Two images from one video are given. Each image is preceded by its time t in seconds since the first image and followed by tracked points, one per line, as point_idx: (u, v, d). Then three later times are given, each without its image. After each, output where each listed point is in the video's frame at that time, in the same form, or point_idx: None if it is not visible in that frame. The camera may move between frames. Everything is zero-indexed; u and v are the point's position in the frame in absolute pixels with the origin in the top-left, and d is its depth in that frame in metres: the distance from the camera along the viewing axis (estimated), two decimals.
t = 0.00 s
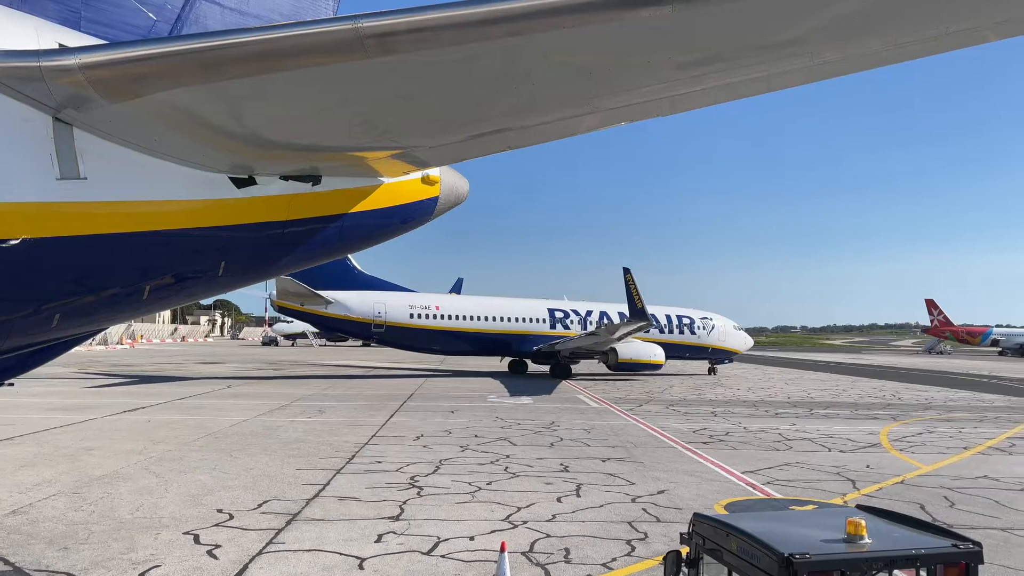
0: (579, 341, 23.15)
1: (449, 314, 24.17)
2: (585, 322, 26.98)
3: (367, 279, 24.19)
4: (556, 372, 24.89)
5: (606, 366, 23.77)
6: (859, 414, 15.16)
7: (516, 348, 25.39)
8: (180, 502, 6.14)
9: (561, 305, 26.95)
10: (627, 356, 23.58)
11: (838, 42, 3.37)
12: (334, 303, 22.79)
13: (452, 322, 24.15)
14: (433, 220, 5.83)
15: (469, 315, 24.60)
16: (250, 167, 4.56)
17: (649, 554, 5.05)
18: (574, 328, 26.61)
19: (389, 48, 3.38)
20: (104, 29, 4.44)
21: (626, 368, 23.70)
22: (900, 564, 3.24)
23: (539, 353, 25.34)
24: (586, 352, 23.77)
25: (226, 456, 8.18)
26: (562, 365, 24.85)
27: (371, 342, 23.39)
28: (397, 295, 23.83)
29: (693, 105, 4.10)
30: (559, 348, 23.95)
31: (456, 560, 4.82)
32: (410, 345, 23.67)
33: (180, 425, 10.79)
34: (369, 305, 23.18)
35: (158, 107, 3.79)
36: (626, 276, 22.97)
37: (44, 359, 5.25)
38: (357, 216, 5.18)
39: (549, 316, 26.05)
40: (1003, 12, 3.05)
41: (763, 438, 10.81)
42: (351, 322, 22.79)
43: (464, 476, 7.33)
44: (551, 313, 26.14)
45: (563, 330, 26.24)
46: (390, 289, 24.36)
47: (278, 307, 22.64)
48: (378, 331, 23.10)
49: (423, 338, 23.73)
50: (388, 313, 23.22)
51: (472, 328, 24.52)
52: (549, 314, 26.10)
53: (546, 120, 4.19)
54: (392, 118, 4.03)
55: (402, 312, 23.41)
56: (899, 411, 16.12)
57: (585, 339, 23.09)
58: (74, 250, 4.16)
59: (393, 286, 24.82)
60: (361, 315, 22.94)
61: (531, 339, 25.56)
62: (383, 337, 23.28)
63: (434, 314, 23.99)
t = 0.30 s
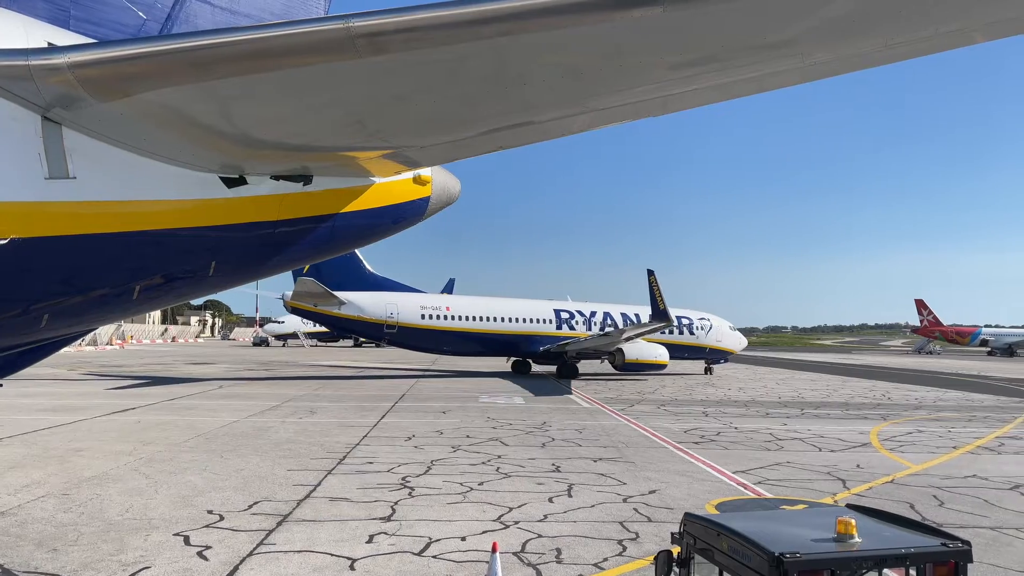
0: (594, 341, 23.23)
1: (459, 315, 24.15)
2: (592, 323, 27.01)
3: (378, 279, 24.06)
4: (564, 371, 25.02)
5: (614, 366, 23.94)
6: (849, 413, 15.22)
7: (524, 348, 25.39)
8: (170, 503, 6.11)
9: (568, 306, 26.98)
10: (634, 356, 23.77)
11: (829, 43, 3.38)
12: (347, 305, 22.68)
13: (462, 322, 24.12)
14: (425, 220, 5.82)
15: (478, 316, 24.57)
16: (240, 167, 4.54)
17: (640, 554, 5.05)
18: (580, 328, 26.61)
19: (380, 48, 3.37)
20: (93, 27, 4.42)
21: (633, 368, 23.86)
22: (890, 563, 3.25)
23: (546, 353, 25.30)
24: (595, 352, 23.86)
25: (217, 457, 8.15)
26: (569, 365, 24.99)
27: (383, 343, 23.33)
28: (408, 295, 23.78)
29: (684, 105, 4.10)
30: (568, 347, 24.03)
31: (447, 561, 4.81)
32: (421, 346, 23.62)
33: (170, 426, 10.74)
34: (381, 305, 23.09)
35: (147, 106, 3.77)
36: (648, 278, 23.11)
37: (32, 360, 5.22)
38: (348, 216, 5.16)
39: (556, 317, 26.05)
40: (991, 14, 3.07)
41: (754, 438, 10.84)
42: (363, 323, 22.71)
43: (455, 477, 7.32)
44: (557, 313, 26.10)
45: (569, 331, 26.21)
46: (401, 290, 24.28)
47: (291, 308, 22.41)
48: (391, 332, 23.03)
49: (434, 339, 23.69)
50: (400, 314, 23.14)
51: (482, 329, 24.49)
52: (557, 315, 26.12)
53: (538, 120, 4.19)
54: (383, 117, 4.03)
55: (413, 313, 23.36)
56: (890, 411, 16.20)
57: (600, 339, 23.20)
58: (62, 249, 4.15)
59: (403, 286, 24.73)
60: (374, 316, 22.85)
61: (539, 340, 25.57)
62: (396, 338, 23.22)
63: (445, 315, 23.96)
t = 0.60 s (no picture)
0: (606, 341, 23.29)
1: (469, 317, 24.16)
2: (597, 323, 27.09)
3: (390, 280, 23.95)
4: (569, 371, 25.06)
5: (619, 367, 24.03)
6: (840, 413, 15.29)
7: (531, 349, 25.44)
8: (161, 504, 6.09)
9: (574, 307, 27.06)
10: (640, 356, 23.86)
11: (820, 44, 3.40)
12: (360, 306, 22.55)
13: (472, 323, 24.13)
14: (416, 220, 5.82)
15: (487, 317, 24.57)
16: (231, 167, 4.53)
17: (632, 553, 5.06)
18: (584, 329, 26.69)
19: (371, 48, 3.37)
20: (82, 27, 4.40)
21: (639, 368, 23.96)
22: (881, 562, 3.26)
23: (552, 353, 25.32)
24: (601, 352, 23.81)
25: (207, 458, 8.12)
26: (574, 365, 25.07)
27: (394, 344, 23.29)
28: (419, 296, 23.72)
29: (675, 106, 4.11)
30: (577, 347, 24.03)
31: (439, 561, 4.81)
32: (432, 346, 23.61)
33: (160, 427, 10.69)
34: (394, 307, 22.99)
35: (138, 106, 3.76)
36: (670, 280, 23.22)
37: (22, 360, 5.20)
38: (339, 215, 5.15)
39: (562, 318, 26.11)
40: (982, 16, 3.09)
41: (745, 438, 10.88)
42: (376, 325, 22.61)
43: (446, 477, 7.32)
44: (562, 314, 26.15)
45: (574, 331, 26.29)
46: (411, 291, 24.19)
47: (306, 309, 22.25)
48: (403, 333, 22.96)
49: (444, 340, 23.70)
50: (412, 315, 23.11)
51: (490, 330, 24.49)
52: (564, 316, 26.20)
53: (529, 121, 4.20)
54: (374, 117, 4.02)
55: (425, 314, 23.32)
56: (880, 410, 16.29)
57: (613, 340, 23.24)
58: (51, 249, 4.14)
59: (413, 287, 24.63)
60: (387, 317, 22.78)
61: (545, 341, 25.62)
62: (408, 339, 23.18)
63: (457, 317, 23.92)
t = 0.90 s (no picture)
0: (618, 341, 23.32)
1: (479, 317, 24.15)
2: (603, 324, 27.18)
3: (402, 281, 23.88)
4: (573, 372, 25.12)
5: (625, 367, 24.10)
6: (830, 413, 15.34)
7: (537, 350, 25.45)
8: (150, 505, 6.06)
9: (579, 308, 27.13)
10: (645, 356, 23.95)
11: (811, 46, 3.41)
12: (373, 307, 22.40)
13: (481, 324, 24.10)
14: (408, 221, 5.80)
15: (496, 317, 24.56)
16: (222, 167, 4.51)
17: (623, 554, 5.07)
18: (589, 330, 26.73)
19: (363, 48, 3.36)
20: (72, 26, 4.38)
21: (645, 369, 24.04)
22: (870, 561, 3.27)
23: (559, 354, 25.34)
24: (607, 352, 23.83)
25: (197, 459, 8.09)
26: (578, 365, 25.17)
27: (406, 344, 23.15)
28: (431, 297, 23.67)
29: (667, 107, 4.12)
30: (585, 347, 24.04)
31: (431, 561, 4.80)
32: (440, 347, 23.55)
33: (150, 428, 10.63)
34: (408, 308, 22.87)
35: (127, 105, 3.74)
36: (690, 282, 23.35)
37: (11, 360, 5.19)
38: (330, 216, 5.14)
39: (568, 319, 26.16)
40: (973, 17, 3.10)
41: (737, 438, 10.92)
42: (390, 326, 22.48)
43: (438, 478, 7.31)
44: (567, 315, 26.16)
45: (579, 332, 26.32)
46: (422, 292, 24.13)
47: (320, 309, 22.08)
48: (416, 334, 22.85)
49: (454, 340, 23.64)
50: (425, 315, 22.99)
51: (498, 330, 24.46)
52: (571, 317, 26.25)
53: (520, 121, 4.19)
54: (365, 117, 4.01)
55: (437, 314, 23.26)
56: (869, 410, 16.38)
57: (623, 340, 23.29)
58: (39, 249, 4.14)
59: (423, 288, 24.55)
60: (400, 318, 22.65)
61: (552, 342, 25.63)
62: (419, 341, 23.08)
63: (468, 318, 23.88)
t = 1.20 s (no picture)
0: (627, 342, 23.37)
1: (489, 317, 24.16)
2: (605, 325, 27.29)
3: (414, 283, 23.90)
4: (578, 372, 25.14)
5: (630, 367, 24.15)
6: (821, 413, 15.37)
7: (543, 350, 25.45)
8: (140, 506, 6.04)
9: (582, 308, 27.21)
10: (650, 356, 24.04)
11: (802, 47, 3.43)
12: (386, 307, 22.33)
13: (490, 324, 24.09)
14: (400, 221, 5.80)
15: (504, 318, 24.56)
16: (213, 167, 4.50)
17: (615, 553, 5.08)
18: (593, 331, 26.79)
19: (354, 48, 3.36)
20: (62, 24, 4.39)
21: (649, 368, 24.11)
22: (860, 560, 3.28)
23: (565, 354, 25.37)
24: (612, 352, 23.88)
25: (188, 459, 8.07)
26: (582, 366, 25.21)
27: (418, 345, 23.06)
28: (442, 298, 23.66)
29: (660, 108, 4.12)
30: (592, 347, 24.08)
31: (422, 561, 4.80)
32: (450, 347, 23.48)
33: (140, 429, 10.60)
34: (420, 308, 22.81)
35: (118, 104, 3.72)
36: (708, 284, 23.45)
37: None
38: (322, 216, 5.13)
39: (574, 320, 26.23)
40: (964, 19, 3.11)
41: (729, 437, 10.96)
42: (403, 326, 22.41)
43: (430, 478, 7.31)
44: (572, 315, 26.23)
45: (584, 332, 26.34)
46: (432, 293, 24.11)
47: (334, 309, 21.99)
48: (428, 334, 22.80)
49: (463, 341, 23.61)
50: (437, 315, 22.95)
51: (506, 330, 24.44)
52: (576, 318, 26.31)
53: (512, 122, 4.19)
54: (357, 118, 4.01)
55: (448, 314, 23.24)
56: (860, 410, 16.47)
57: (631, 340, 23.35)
58: (28, 249, 4.12)
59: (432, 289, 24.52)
60: (413, 318, 22.57)
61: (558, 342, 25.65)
62: (431, 341, 23.03)
63: (478, 318, 23.87)
